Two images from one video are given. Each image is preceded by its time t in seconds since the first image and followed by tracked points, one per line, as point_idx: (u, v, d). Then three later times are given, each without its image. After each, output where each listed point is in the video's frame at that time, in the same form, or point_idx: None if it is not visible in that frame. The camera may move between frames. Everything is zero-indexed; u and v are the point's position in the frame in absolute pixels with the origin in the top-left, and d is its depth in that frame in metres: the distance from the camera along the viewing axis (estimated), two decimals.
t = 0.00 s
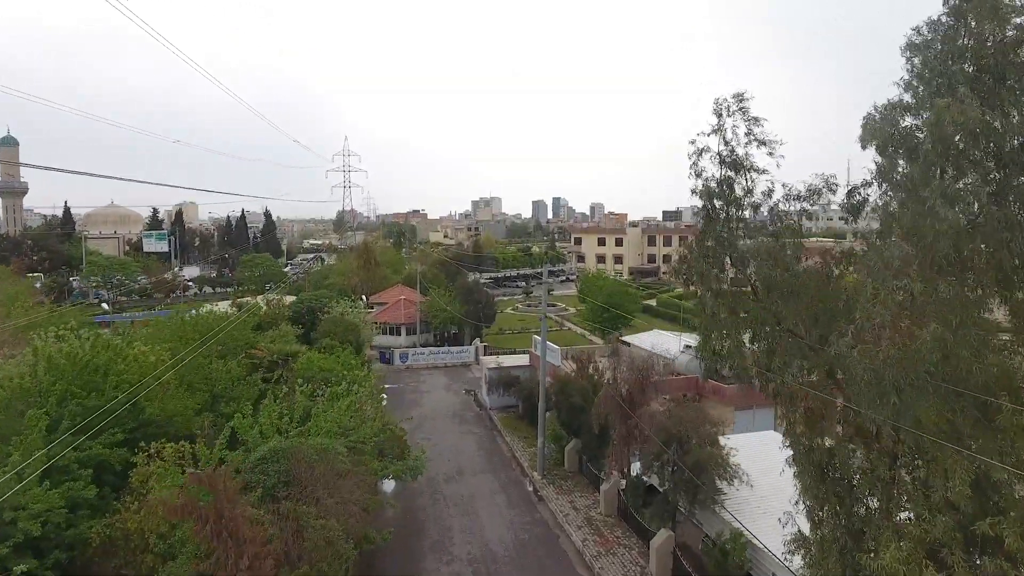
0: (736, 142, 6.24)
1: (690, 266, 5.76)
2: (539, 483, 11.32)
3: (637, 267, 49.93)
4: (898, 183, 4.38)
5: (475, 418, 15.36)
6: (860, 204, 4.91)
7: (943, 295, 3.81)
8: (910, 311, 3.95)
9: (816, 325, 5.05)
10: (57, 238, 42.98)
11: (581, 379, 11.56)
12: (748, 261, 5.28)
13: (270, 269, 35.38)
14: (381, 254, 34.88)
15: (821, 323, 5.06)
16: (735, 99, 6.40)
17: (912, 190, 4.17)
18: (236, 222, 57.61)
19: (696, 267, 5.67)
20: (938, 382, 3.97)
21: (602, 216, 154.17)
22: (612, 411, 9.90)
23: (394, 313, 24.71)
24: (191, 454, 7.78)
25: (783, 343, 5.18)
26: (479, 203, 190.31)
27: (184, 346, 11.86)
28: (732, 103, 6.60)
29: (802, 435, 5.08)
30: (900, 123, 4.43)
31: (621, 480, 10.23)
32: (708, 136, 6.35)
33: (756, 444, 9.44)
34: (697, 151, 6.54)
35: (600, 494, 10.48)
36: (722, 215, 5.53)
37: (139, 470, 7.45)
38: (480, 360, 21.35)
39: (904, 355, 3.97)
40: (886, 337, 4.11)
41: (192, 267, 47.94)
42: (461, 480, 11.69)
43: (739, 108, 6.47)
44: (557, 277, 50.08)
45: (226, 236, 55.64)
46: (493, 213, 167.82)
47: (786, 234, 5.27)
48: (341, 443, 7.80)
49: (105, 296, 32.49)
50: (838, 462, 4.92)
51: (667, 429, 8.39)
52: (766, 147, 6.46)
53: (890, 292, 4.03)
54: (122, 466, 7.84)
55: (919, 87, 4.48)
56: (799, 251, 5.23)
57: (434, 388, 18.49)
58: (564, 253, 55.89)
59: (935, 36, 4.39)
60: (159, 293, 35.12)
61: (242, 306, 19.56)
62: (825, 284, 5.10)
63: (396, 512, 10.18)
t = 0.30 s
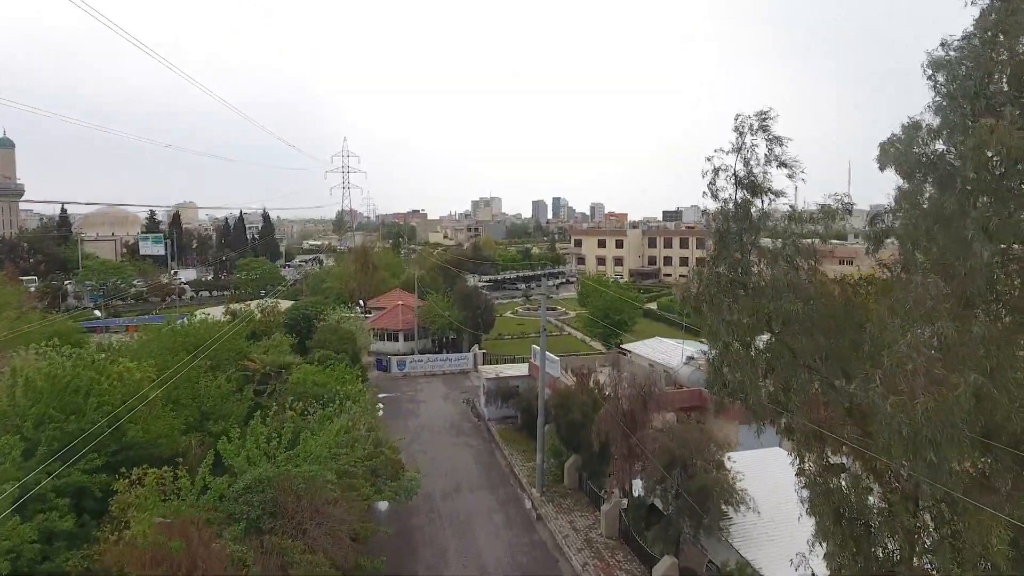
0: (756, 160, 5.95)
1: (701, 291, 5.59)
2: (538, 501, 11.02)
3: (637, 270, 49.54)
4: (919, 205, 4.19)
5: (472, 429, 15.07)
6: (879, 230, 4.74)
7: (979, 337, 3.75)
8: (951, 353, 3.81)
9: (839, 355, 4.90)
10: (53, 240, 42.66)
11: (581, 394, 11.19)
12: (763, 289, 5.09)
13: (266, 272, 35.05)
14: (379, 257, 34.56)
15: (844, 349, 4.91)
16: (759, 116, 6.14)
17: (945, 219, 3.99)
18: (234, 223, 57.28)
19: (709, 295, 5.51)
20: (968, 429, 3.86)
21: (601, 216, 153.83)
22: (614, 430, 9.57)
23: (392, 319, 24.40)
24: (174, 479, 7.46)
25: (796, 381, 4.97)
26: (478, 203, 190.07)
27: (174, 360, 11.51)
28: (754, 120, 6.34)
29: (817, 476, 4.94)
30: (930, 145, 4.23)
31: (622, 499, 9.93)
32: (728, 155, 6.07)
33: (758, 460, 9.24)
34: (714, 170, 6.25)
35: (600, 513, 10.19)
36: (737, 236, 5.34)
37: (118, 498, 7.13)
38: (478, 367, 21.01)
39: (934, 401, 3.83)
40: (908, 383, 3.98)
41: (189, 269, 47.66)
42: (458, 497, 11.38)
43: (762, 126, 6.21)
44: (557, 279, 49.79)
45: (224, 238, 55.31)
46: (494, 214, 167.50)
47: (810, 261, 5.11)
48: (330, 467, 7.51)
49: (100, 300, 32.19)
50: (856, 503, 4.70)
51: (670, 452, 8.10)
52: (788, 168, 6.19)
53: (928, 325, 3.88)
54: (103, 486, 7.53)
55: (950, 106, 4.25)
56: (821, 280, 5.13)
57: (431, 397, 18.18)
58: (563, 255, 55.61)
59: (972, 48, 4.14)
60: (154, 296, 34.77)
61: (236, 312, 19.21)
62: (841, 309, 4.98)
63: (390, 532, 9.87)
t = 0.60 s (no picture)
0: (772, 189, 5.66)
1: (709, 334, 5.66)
2: (536, 521, 10.68)
3: (638, 272, 49.13)
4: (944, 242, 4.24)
5: (469, 442, 14.73)
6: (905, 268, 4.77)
7: (1018, 393, 3.83)
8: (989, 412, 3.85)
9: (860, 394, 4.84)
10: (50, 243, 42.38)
11: (580, 412, 10.85)
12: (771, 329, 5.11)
13: (263, 276, 34.71)
14: (377, 261, 34.22)
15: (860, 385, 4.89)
16: (779, 142, 5.84)
17: (977, 264, 4.05)
18: (232, 225, 56.96)
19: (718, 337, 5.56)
20: (1008, 489, 3.90)
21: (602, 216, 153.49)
22: (613, 451, 9.27)
23: (389, 326, 24.06)
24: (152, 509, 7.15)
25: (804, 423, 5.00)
26: (479, 203, 189.76)
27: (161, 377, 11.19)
28: (775, 144, 6.02)
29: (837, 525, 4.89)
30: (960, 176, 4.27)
31: (622, 522, 9.56)
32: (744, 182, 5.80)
33: (760, 483, 8.99)
34: (729, 197, 5.98)
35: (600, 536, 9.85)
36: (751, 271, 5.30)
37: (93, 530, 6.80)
38: (476, 376, 20.63)
39: (977, 466, 3.87)
40: (948, 444, 4.09)
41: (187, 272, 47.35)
42: (453, 516, 11.06)
43: (782, 151, 5.89)
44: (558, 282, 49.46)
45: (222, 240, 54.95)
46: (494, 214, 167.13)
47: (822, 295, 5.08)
48: (316, 497, 7.21)
49: (95, 305, 31.93)
50: (864, 551, 4.71)
51: (672, 477, 7.75)
52: (807, 198, 5.87)
53: (958, 380, 3.94)
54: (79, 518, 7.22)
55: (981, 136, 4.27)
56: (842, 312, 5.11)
57: (428, 407, 17.84)
58: (564, 257, 55.28)
59: (996, 70, 4.14)
60: (151, 301, 34.44)
61: (230, 320, 18.87)
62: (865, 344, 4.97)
63: (382, 556, 9.57)
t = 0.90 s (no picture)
0: (789, 229, 5.74)
1: (720, 383, 5.94)
2: (533, 542, 10.35)
3: (638, 275, 48.83)
4: (1000, 280, 4.82)
5: (466, 456, 14.41)
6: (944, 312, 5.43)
7: None
8: (1021, 463, 4.12)
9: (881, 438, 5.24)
10: (44, 246, 42.04)
11: (579, 430, 10.53)
12: (790, 379, 5.44)
13: (258, 281, 34.37)
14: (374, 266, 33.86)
15: (879, 428, 5.27)
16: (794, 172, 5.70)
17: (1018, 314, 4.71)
18: (228, 228, 56.63)
19: (732, 388, 5.79)
20: None
21: (602, 216, 153.21)
22: (612, 474, 8.93)
23: (384, 333, 23.73)
24: (132, 542, 6.85)
25: (821, 475, 5.29)
26: (478, 203, 189.78)
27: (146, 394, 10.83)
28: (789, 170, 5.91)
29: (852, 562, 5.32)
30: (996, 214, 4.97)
31: (622, 546, 9.16)
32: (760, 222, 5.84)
33: (769, 520, 8.56)
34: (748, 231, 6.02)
35: (600, 560, 9.49)
36: (764, 318, 5.58)
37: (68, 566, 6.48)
38: (474, 385, 20.30)
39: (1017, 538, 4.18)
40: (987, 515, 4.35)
41: (182, 276, 46.96)
42: (449, 537, 10.73)
43: (797, 180, 5.78)
44: (556, 284, 49.20)
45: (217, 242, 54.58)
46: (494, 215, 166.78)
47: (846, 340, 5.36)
48: (304, 529, 6.91)
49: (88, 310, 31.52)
50: None
51: (676, 506, 7.40)
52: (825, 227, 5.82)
53: (1003, 446, 4.17)
54: (52, 551, 6.87)
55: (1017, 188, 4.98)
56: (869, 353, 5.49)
57: (424, 418, 17.51)
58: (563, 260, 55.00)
59: None
60: (144, 306, 34.06)
61: (223, 328, 18.50)
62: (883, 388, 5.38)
63: None
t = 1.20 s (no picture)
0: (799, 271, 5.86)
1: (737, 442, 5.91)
2: (529, 565, 10.00)
3: (638, 277, 48.53)
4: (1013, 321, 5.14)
5: (462, 471, 14.06)
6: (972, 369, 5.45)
7: None
8: None
9: (915, 500, 5.34)
10: (39, 249, 41.76)
11: (576, 449, 10.18)
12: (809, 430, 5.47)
13: (255, 285, 34.07)
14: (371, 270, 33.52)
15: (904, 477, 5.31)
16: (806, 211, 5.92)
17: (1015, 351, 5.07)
18: (226, 230, 56.38)
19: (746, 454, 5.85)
20: None
21: (602, 217, 153.20)
22: (612, 500, 8.59)
23: (381, 340, 23.40)
24: None
25: (849, 541, 5.34)
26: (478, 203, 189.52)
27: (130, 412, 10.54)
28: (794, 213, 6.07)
29: None
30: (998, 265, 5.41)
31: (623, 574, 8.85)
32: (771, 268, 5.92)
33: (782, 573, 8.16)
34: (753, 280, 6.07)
35: None
36: (775, 368, 5.70)
37: None
38: (471, 395, 19.96)
39: None
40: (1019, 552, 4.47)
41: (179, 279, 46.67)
42: (443, 560, 10.40)
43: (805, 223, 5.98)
44: (556, 287, 48.88)
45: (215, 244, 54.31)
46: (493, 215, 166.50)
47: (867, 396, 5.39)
48: (288, 560, 6.57)
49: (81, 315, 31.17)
50: None
51: (678, 540, 7.04)
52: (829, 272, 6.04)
53: None
54: None
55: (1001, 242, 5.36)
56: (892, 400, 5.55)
57: (420, 429, 17.16)
58: (563, 262, 54.65)
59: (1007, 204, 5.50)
60: (140, 310, 33.77)
61: (215, 337, 18.17)
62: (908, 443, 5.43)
63: None
